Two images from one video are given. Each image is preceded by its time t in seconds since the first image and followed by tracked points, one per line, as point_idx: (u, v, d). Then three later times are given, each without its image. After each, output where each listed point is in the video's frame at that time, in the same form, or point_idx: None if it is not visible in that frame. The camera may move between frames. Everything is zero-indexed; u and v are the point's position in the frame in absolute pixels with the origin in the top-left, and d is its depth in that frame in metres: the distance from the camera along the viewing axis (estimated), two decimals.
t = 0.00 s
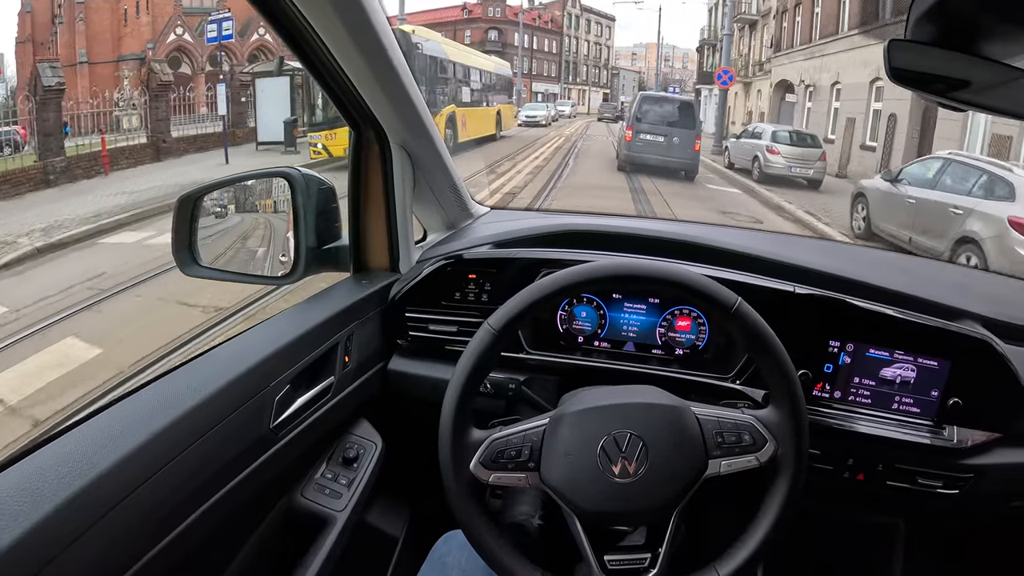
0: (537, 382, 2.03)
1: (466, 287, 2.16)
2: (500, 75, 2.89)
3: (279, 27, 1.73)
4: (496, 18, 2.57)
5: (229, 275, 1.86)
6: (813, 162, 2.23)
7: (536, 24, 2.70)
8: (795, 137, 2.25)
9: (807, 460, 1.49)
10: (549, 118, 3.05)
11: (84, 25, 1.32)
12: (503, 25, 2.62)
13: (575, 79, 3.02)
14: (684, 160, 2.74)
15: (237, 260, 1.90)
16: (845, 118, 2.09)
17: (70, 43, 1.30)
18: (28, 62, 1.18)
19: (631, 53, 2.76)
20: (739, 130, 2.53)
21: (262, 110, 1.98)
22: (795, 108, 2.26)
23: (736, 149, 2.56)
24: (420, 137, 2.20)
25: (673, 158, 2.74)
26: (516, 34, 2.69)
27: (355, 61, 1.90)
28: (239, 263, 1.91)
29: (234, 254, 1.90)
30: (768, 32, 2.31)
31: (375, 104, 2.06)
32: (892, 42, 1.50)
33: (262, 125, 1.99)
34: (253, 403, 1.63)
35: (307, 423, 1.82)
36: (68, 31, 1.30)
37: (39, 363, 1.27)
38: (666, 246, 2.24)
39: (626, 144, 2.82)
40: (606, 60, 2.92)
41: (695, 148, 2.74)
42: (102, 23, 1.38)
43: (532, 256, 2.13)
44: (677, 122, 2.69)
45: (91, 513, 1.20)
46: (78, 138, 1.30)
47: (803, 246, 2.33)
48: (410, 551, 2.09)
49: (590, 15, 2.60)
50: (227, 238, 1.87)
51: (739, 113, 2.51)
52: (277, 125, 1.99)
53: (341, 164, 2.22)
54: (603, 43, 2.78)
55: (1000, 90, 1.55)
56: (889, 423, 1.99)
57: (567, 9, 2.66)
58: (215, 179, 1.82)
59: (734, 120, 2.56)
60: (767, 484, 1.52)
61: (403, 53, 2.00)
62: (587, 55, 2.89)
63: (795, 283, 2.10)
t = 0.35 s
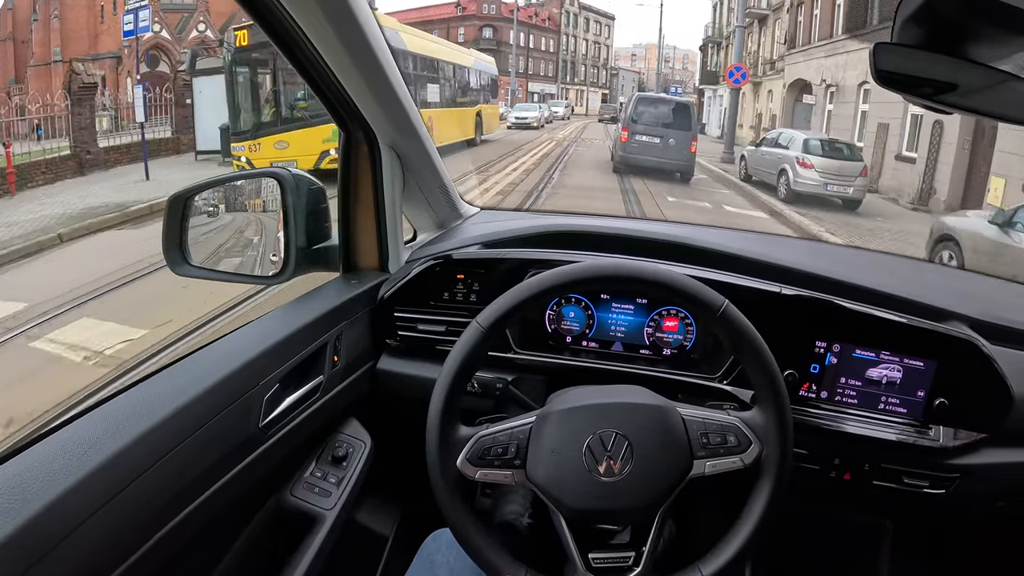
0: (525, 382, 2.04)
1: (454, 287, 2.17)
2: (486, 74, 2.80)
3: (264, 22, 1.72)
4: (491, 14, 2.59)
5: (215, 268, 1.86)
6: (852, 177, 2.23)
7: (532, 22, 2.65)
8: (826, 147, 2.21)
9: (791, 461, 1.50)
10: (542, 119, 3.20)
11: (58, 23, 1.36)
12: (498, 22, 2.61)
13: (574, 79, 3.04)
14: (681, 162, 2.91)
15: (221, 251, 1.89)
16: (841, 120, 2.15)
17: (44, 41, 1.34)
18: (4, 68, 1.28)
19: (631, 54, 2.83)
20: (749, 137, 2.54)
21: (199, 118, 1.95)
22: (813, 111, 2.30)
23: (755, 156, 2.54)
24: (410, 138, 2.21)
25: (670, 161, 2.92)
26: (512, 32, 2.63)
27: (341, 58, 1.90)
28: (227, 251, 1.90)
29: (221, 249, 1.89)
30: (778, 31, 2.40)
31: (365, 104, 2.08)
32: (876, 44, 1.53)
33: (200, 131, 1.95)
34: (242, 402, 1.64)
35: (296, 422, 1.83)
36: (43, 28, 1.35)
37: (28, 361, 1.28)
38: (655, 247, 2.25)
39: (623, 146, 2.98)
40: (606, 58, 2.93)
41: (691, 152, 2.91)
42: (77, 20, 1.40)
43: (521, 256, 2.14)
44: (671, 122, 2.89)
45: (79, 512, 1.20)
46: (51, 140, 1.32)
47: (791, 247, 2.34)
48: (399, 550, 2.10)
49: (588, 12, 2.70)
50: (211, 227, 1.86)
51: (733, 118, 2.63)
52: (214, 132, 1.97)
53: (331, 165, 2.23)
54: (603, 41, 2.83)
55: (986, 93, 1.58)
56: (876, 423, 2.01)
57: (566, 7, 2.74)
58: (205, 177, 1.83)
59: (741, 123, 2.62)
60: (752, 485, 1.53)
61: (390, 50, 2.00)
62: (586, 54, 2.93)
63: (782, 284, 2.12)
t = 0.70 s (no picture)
0: (519, 382, 2.03)
1: (448, 287, 2.16)
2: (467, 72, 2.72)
3: (253, 16, 1.70)
4: (485, 11, 2.58)
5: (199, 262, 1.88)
6: (915, 209, 1.97)
7: (529, 19, 2.68)
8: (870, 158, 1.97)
9: (786, 466, 1.48)
10: (532, 120, 3.09)
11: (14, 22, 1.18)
12: (491, 19, 2.59)
13: (570, 79, 2.98)
14: (678, 163, 2.64)
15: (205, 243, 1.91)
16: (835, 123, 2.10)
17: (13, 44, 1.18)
18: None
19: (629, 53, 2.65)
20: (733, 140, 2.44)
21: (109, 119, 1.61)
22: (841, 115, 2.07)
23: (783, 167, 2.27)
24: (404, 140, 2.20)
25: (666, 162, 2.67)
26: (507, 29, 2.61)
27: (332, 55, 1.88)
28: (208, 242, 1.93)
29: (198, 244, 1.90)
30: (797, 24, 2.16)
31: (358, 106, 2.07)
32: (873, 43, 1.53)
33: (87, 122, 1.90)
34: (233, 405, 1.62)
35: (289, 424, 1.82)
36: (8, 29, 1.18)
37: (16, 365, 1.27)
38: (649, 247, 2.25)
39: (618, 148, 2.75)
40: (604, 58, 2.87)
41: (687, 151, 2.62)
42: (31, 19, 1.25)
43: (515, 256, 2.13)
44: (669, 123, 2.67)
45: (70, 515, 1.19)
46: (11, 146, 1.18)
47: (785, 246, 2.34)
48: (393, 552, 2.09)
49: (585, 11, 2.64)
50: (193, 219, 1.87)
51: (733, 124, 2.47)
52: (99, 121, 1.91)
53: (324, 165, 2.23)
54: (601, 41, 2.77)
55: (980, 92, 1.58)
56: (870, 423, 2.00)
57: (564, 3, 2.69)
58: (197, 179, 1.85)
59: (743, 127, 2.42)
60: (745, 492, 1.51)
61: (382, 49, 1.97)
62: (583, 51, 2.89)
63: (777, 284, 2.11)
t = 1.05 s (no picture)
0: (529, 383, 2.03)
1: (459, 288, 2.16)
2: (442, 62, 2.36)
3: (272, 10, 1.71)
4: (480, 7, 2.40)
5: (212, 256, 1.90)
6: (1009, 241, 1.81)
7: (526, 15, 2.54)
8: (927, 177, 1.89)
9: (798, 471, 1.49)
10: (523, 122, 3.07)
11: None
12: (486, 16, 2.43)
13: (570, 78, 3.04)
14: (675, 163, 2.73)
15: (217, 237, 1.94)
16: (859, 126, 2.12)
17: None
18: None
19: (630, 53, 2.73)
20: (744, 144, 2.54)
21: None
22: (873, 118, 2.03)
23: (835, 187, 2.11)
24: (415, 138, 2.20)
25: (664, 162, 2.75)
26: (503, 26, 2.48)
27: (348, 53, 1.88)
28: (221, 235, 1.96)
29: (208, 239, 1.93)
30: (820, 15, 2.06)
31: (372, 103, 2.06)
32: (882, 51, 1.54)
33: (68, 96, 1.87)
34: (245, 407, 1.61)
35: (299, 425, 1.81)
36: None
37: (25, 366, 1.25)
38: (658, 249, 2.25)
39: (615, 146, 2.81)
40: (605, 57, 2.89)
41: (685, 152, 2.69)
42: None
43: (524, 257, 2.13)
44: (667, 125, 2.77)
45: (85, 520, 1.19)
46: None
47: (792, 248, 2.35)
48: (402, 552, 2.09)
49: (587, 8, 2.69)
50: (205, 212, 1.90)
51: (744, 129, 2.58)
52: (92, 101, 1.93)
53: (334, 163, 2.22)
54: (601, 39, 2.85)
55: (985, 101, 1.60)
56: (876, 424, 2.02)
57: None
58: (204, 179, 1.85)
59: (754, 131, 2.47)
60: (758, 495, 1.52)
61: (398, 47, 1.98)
62: (584, 50, 2.96)
63: (785, 286, 2.13)
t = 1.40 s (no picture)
0: (519, 384, 2.01)
1: (448, 287, 2.15)
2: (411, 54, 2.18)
3: (256, 10, 1.69)
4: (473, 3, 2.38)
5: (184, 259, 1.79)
6: None
7: (522, 12, 2.48)
8: (1017, 201, 1.78)
9: (789, 480, 1.46)
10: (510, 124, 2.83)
11: None
12: (480, 12, 2.41)
13: (569, 77, 2.89)
14: (672, 163, 2.76)
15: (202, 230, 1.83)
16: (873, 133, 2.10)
17: None
18: None
19: (630, 54, 2.64)
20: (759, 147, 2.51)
21: None
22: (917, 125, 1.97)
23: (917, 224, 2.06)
24: (404, 137, 2.18)
25: (661, 162, 2.76)
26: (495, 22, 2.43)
27: (336, 53, 1.87)
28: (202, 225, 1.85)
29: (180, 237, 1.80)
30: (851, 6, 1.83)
31: (360, 102, 2.05)
32: (876, 48, 1.54)
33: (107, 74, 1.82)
34: (231, 406, 1.60)
35: (286, 425, 1.79)
36: None
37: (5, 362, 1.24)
38: (650, 249, 2.23)
39: (610, 147, 2.80)
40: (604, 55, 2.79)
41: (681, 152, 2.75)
42: None
43: (515, 257, 2.11)
44: (664, 125, 2.76)
45: (64, 520, 1.17)
46: None
47: (784, 248, 2.34)
48: (391, 553, 2.07)
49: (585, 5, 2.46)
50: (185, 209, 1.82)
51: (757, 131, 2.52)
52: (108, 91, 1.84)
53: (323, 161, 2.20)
54: (602, 37, 2.67)
55: (980, 99, 1.59)
56: (869, 425, 2.00)
57: None
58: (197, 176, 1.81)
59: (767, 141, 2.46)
60: (747, 501, 1.49)
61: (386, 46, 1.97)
62: (584, 49, 2.76)
63: (777, 286, 2.11)
